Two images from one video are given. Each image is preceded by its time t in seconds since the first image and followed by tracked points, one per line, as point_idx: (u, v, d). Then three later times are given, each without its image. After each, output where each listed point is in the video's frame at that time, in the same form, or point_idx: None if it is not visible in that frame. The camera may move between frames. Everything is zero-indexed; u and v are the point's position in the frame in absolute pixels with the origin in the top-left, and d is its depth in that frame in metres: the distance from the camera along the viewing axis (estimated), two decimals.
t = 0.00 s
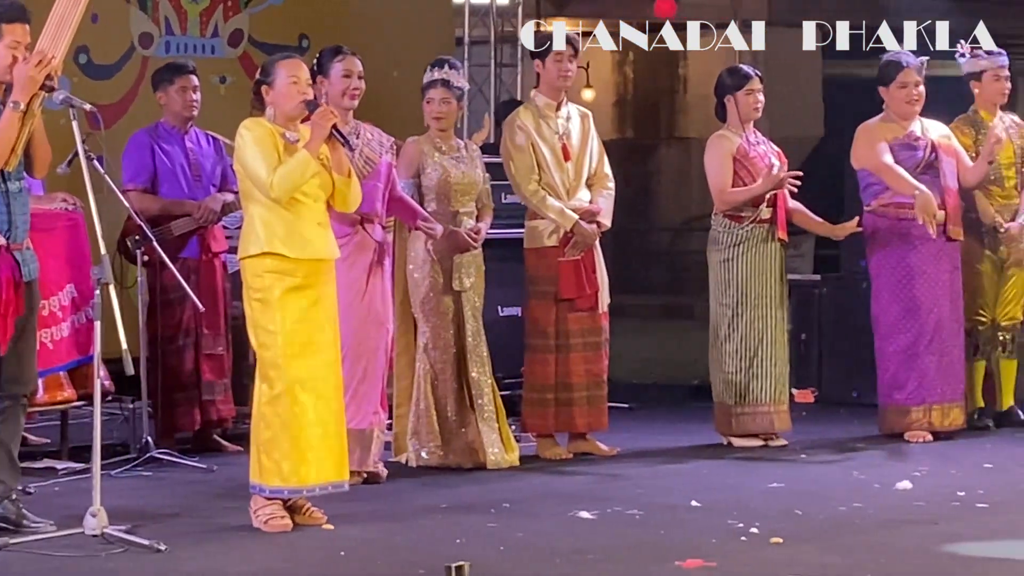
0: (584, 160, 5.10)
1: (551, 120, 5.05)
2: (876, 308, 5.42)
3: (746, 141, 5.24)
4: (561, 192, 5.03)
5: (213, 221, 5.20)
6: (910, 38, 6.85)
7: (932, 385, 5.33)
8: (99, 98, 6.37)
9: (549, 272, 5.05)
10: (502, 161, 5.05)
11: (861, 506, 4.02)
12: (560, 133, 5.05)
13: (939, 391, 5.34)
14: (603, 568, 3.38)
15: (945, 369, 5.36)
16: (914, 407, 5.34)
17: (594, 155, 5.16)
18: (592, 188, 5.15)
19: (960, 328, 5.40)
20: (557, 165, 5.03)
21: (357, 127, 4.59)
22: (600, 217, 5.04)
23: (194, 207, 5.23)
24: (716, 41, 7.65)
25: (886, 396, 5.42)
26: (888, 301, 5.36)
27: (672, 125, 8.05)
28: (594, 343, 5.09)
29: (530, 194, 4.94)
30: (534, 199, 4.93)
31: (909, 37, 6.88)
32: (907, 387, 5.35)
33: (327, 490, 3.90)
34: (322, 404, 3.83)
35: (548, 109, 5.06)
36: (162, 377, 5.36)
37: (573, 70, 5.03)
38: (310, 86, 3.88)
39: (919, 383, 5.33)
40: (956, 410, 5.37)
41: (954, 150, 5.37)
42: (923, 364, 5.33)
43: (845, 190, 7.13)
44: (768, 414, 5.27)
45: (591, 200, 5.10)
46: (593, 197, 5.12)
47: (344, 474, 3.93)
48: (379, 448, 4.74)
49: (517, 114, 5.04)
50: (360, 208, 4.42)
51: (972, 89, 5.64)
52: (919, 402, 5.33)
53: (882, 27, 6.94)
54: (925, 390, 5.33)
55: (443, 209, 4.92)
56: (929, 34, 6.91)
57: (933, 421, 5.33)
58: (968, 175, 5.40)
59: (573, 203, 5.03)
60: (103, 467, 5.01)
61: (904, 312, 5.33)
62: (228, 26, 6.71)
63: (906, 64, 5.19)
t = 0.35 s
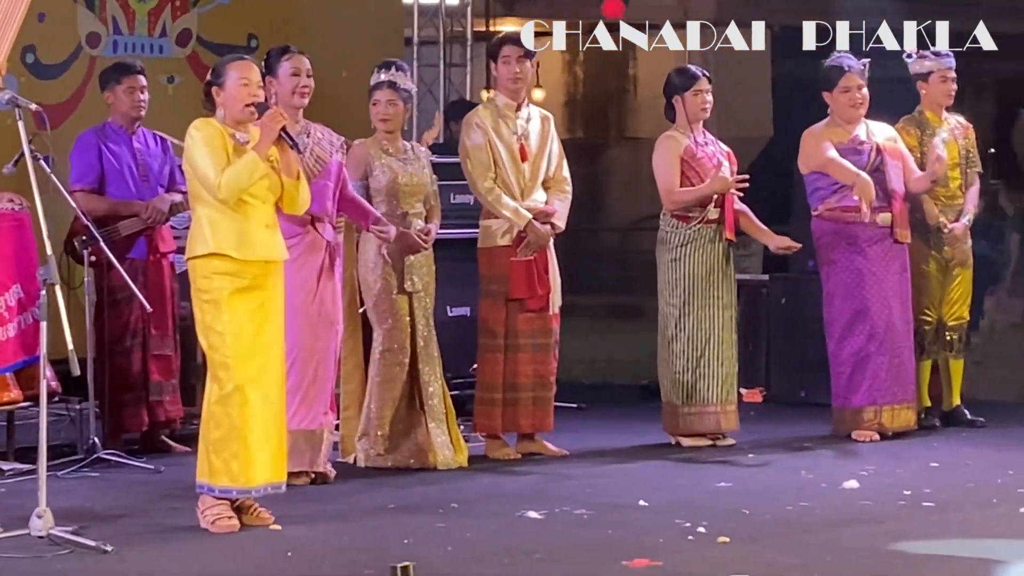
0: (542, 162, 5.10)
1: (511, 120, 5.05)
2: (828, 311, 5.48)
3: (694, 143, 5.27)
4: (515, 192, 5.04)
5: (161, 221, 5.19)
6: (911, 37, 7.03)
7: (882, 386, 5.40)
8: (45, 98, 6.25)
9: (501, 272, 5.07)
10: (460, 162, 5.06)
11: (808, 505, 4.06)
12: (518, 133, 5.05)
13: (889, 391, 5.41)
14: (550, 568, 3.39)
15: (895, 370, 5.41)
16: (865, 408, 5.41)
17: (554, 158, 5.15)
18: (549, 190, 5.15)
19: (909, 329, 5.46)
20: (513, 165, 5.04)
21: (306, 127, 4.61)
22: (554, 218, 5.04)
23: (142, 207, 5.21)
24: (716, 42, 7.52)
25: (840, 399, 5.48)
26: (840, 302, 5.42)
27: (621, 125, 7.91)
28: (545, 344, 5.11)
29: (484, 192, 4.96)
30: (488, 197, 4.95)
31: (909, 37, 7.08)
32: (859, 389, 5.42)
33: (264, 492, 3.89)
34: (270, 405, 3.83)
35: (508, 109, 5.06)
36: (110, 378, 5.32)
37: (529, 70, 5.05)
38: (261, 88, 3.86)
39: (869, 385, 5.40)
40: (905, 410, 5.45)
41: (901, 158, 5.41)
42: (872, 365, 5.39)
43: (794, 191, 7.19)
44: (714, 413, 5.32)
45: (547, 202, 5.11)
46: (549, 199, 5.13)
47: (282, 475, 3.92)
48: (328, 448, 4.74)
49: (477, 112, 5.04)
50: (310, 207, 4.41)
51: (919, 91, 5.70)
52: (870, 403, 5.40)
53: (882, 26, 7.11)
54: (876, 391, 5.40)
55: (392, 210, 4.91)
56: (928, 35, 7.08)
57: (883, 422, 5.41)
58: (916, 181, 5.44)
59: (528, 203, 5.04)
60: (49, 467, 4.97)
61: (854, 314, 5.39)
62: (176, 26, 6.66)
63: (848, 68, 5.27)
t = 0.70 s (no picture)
0: (502, 163, 5.10)
1: (471, 120, 5.05)
2: (781, 312, 5.53)
3: (647, 143, 5.30)
4: (472, 192, 5.04)
5: (112, 221, 5.15)
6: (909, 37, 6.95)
7: (835, 386, 5.45)
8: None
9: (456, 272, 5.08)
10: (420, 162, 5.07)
11: (759, 505, 4.09)
12: (478, 134, 5.05)
13: (842, 392, 5.45)
14: (503, 569, 3.40)
15: (848, 371, 5.46)
16: (817, 409, 5.46)
17: (515, 159, 5.14)
18: (510, 191, 5.14)
19: (863, 331, 5.51)
20: (471, 165, 5.04)
21: (261, 128, 4.58)
22: (512, 220, 5.04)
23: (93, 207, 5.16)
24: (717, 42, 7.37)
25: (793, 400, 5.53)
26: (793, 304, 5.47)
27: (575, 124, 8.14)
28: (502, 345, 5.11)
29: (441, 192, 4.98)
30: (445, 198, 4.97)
31: (908, 37, 6.97)
32: (812, 390, 5.47)
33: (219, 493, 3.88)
34: (222, 404, 3.81)
35: (469, 110, 5.06)
36: (60, 378, 5.28)
37: (487, 70, 5.06)
38: (214, 89, 3.86)
39: (821, 386, 5.45)
40: (858, 411, 5.48)
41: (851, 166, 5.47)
42: (824, 366, 5.44)
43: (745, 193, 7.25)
44: (668, 414, 5.35)
45: (506, 203, 5.11)
46: (509, 200, 5.12)
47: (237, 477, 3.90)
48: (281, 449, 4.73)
49: (438, 112, 5.05)
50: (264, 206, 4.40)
51: (869, 93, 5.75)
52: (823, 404, 5.45)
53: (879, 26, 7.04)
54: (828, 392, 5.45)
55: (346, 210, 4.90)
56: (928, 35, 6.98)
57: (834, 422, 5.46)
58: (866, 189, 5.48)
59: (485, 204, 5.04)
60: None
61: (804, 315, 5.44)
62: (127, 26, 6.58)
63: (796, 72, 5.32)
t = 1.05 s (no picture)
0: (461, 163, 5.10)
1: (432, 120, 5.04)
2: (734, 313, 5.57)
3: (601, 143, 5.31)
4: (432, 192, 5.04)
5: (66, 222, 5.15)
6: (910, 37, 7.02)
7: (788, 386, 5.49)
8: None
9: (415, 272, 5.08)
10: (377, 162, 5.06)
11: (713, 505, 4.12)
12: (439, 134, 5.05)
13: (795, 392, 5.50)
14: (458, 569, 3.41)
15: (800, 371, 5.51)
16: (771, 409, 5.51)
17: (473, 159, 5.15)
18: (467, 191, 5.15)
19: (814, 330, 5.55)
20: (431, 165, 5.04)
21: (218, 126, 4.54)
22: (469, 221, 5.05)
23: (47, 207, 5.14)
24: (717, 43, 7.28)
25: (747, 400, 5.56)
26: (745, 304, 5.50)
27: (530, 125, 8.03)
28: (458, 345, 5.12)
29: (401, 192, 4.97)
30: (406, 197, 4.96)
31: (909, 36, 7.04)
32: (765, 390, 5.51)
33: (177, 494, 3.86)
34: (179, 405, 3.79)
35: (431, 109, 5.05)
36: (13, 379, 5.23)
37: (449, 70, 5.06)
38: (167, 89, 3.84)
39: (775, 386, 5.49)
40: (811, 410, 5.54)
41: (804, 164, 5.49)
42: (777, 366, 5.48)
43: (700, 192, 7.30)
44: (623, 413, 5.37)
45: (463, 203, 5.12)
46: (467, 200, 5.14)
47: (194, 478, 3.89)
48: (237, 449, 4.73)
49: (397, 111, 5.03)
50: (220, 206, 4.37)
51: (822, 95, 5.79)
52: (778, 403, 5.49)
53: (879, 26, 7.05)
54: (782, 392, 5.49)
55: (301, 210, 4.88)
56: (928, 35, 7.03)
57: (789, 422, 5.51)
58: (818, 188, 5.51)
59: (444, 205, 5.04)
60: None
61: (759, 314, 5.48)
62: (80, 26, 6.44)
63: (747, 72, 5.34)
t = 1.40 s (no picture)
0: (416, 163, 5.10)
1: (386, 121, 5.03)
2: (689, 312, 5.60)
3: (559, 143, 5.32)
4: (388, 194, 5.04)
5: (23, 222, 5.10)
6: (910, 37, 7.22)
7: (743, 385, 5.52)
8: None
9: (373, 272, 5.07)
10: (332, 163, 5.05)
11: (673, 505, 4.14)
12: (393, 135, 5.04)
13: (750, 391, 5.54)
14: (420, 569, 3.41)
15: (755, 370, 5.55)
16: (726, 409, 5.52)
17: (428, 160, 5.16)
18: (423, 193, 5.15)
19: (768, 329, 5.60)
20: (387, 166, 5.03)
21: (180, 126, 4.52)
22: (427, 222, 5.03)
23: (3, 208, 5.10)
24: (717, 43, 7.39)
25: (703, 399, 5.59)
26: (699, 303, 5.53)
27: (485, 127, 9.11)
28: (416, 346, 5.12)
29: (357, 193, 4.95)
30: (362, 199, 4.94)
31: (908, 36, 7.24)
32: (719, 389, 5.53)
33: (136, 495, 3.84)
34: (138, 405, 3.77)
35: (385, 110, 5.04)
36: None
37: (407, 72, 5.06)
38: (126, 88, 3.82)
39: (730, 386, 5.52)
40: (765, 409, 5.59)
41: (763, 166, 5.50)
42: (732, 365, 5.51)
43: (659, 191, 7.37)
44: (580, 415, 5.38)
45: (419, 205, 5.11)
46: (422, 201, 5.13)
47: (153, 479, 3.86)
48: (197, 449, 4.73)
49: (352, 112, 5.02)
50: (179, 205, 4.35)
51: (778, 97, 5.84)
52: (732, 403, 5.52)
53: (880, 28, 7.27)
54: (737, 391, 5.52)
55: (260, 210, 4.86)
56: (928, 35, 7.21)
57: (745, 422, 5.54)
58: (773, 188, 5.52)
59: (400, 206, 5.04)
60: None
61: (715, 314, 5.50)
62: (37, 25, 6.23)
63: (706, 71, 5.38)
